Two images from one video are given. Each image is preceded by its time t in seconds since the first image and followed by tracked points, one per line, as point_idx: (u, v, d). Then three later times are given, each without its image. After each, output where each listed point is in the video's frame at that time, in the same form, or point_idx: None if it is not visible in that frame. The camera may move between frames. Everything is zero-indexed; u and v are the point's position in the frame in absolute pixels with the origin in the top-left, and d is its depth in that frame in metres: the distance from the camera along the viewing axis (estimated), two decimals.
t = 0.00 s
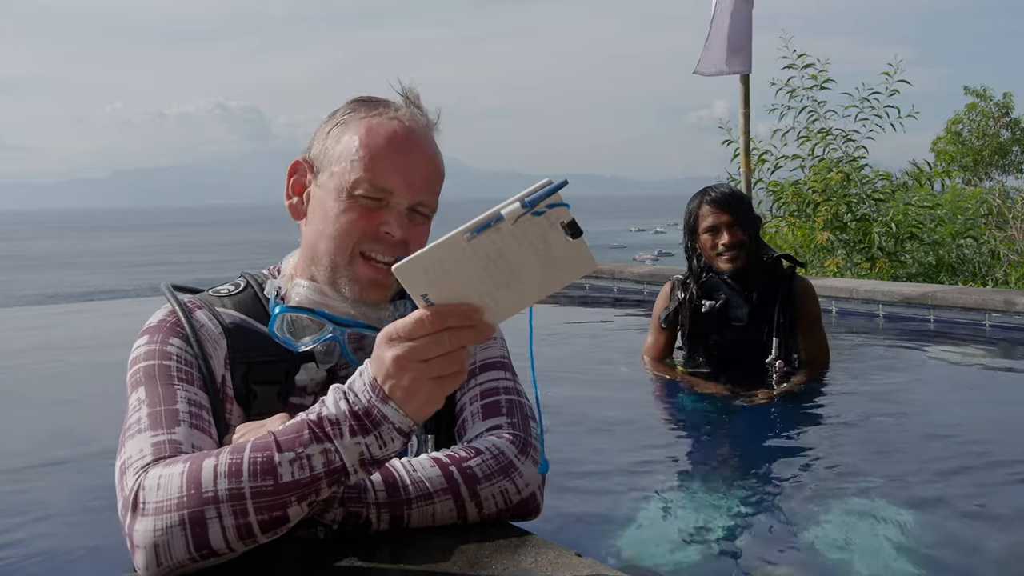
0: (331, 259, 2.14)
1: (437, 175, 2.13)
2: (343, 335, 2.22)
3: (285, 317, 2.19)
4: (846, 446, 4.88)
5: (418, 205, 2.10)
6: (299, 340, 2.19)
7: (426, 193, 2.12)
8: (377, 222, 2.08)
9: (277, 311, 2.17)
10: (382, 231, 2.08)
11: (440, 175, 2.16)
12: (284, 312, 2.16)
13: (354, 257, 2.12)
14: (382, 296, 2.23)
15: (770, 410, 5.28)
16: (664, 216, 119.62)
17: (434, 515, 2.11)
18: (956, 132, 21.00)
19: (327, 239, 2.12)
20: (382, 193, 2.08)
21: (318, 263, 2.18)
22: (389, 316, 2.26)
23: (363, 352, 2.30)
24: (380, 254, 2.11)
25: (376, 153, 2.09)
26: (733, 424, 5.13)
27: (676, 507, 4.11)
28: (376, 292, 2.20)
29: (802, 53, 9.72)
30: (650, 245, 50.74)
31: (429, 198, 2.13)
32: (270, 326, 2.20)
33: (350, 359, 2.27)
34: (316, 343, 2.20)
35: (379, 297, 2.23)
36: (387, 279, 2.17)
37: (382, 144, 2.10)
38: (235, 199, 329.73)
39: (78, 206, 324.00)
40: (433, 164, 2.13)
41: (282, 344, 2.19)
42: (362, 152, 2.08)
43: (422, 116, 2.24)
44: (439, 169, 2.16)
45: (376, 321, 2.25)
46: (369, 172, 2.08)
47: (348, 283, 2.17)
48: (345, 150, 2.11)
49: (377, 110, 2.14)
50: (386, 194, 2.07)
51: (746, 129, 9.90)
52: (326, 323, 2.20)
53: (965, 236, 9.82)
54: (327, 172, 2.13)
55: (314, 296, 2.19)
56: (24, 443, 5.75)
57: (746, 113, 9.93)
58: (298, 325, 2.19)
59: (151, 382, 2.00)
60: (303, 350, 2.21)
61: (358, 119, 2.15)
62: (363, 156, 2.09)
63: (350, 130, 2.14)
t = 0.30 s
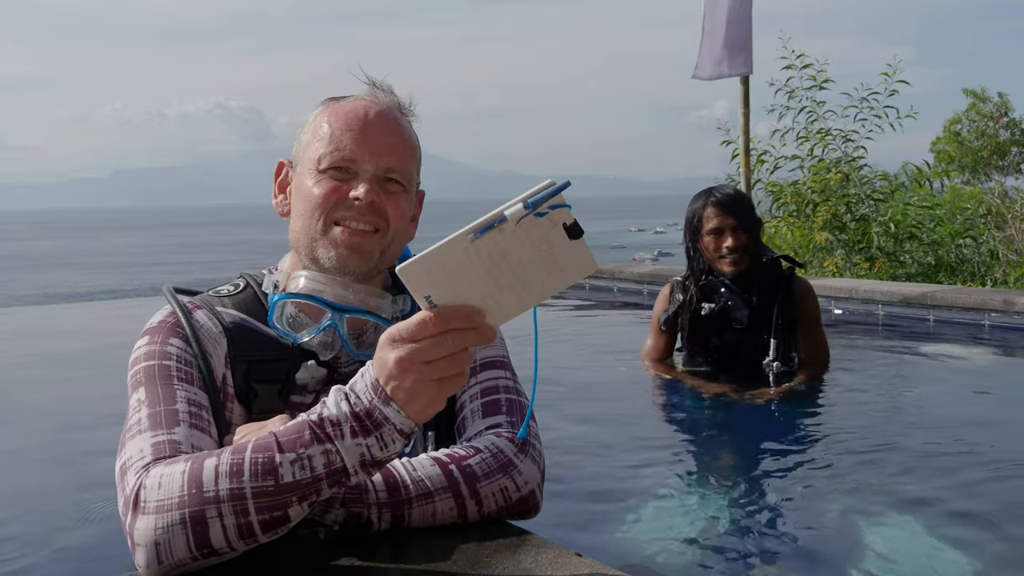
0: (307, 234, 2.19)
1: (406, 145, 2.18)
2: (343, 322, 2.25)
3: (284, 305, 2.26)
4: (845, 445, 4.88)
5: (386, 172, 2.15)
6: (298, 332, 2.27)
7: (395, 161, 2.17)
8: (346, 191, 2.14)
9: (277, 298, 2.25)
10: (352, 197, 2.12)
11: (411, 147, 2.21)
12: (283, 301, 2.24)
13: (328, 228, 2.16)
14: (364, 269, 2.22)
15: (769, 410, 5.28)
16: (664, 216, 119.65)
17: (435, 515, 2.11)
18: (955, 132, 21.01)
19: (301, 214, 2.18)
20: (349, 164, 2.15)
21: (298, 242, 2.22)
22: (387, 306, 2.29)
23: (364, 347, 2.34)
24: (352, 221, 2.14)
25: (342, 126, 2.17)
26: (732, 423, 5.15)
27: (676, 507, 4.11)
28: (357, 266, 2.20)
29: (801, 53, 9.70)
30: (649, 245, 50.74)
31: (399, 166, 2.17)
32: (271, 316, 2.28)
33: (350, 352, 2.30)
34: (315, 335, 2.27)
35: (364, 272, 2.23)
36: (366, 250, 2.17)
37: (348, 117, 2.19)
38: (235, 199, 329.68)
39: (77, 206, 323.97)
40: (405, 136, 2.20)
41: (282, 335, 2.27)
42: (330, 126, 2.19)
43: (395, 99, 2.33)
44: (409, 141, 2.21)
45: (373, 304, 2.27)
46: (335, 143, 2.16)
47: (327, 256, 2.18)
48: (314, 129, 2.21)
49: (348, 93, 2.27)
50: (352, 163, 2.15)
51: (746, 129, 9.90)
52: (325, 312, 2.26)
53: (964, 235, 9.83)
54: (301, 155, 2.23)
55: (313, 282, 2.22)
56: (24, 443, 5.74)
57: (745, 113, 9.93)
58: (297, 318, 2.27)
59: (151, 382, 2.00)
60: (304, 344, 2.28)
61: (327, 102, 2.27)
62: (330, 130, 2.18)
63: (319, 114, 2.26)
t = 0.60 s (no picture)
0: (304, 235, 2.20)
1: (402, 144, 2.18)
2: (342, 321, 2.27)
3: (284, 304, 2.28)
4: (844, 445, 4.89)
5: (382, 171, 2.15)
6: (298, 332, 2.29)
7: (391, 161, 2.17)
8: (341, 192, 2.14)
9: (277, 298, 2.28)
10: (347, 198, 2.13)
11: (407, 146, 2.21)
12: (282, 300, 2.26)
13: (324, 228, 2.16)
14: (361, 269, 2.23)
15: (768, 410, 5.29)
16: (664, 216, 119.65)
17: (434, 515, 2.12)
18: (955, 133, 21.03)
19: (298, 215, 2.19)
20: (345, 164, 2.15)
21: (295, 243, 2.24)
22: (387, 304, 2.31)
23: (364, 346, 2.35)
24: (348, 221, 2.15)
25: (337, 127, 2.18)
26: (731, 423, 5.16)
27: (676, 507, 4.12)
28: (353, 266, 2.20)
29: (801, 53, 9.71)
30: (649, 245, 50.74)
31: (394, 165, 2.17)
32: (270, 316, 2.30)
33: (350, 351, 2.31)
34: (314, 334, 2.29)
35: (361, 272, 2.24)
36: (362, 249, 2.18)
37: (344, 117, 2.19)
38: (235, 199, 329.71)
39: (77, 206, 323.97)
40: (401, 134, 2.20)
41: (281, 335, 2.28)
42: (325, 126, 2.19)
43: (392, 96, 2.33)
44: (405, 140, 2.21)
45: (373, 304, 2.29)
46: (330, 144, 2.16)
47: (324, 256, 2.19)
48: (309, 130, 2.22)
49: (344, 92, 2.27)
50: (347, 164, 2.15)
51: (746, 129, 9.92)
52: (324, 311, 2.27)
53: (964, 235, 9.83)
54: (297, 155, 2.23)
55: (312, 281, 2.24)
56: (25, 443, 5.75)
57: (745, 113, 9.95)
58: (297, 317, 2.29)
59: (151, 383, 2.01)
60: (304, 342, 2.29)
61: (324, 101, 2.27)
62: (325, 130, 2.18)
63: (315, 114, 2.26)
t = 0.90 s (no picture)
0: (307, 237, 2.20)
1: (410, 150, 2.19)
2: (342, 323, 2.27)
3: (283, 306, 2.29)
4: (844, 446, 4.90)
5: (389, 176, 2.16)
6: (298, 333, 2.30)
7: (398, 166, 2.18)
8: (347, 196, 2.15)
9: (277, 300, 2.29)
10: (353, 203, 2.14)
11: (415, 152, 2.22)
12: (282, 302, 2.28)
13: (327, 231, 2.17)
14: (362, 274, 2.23)
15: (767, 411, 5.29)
16: (663, 217, 119.68)
17: (434, 514, 2.13)
18: (955, 133, 21.04)
19: (303, 217, 2.19)
20: (352, 168, 2.16)
21: (299, 245, 2.24)
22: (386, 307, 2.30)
23: (364, 348, 2.35)
24: (352, 226, 2.15)
25: (346, 130, 2.18)
26: (731, 425, 5.17)
27: (676, 508, 4.12)
28: (355, 270, 2.21)
29: (800, 54, 9.81)
30: (649, 246, 50.76)
31: (401, 171, 2.18)
32: (270, 317, 2.32)
33: (351, 352, 2.31)
34: (314, 336, 2.30)
35: (363, 276, 2.25)
36: (364, 254, 2.18)
37: (353, 120, 2.19)
38: (235, 199, 329.73)
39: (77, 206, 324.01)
40: (410, 141, 2.21)
41: (281, 336, 2.30)
42: (334, 129, 2.20)
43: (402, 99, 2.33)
44: (413, 145, 2.21)
45: (372, 306, 2.29)
46: (339, 148, 2.17)
47: (326, 260, 2.19)
48: (318, 133, 2.22)
49: (354, 95, 2.27)
50: (354, 168, 2.16)
51: (746, 129, 9.93)
52: (324, 314, 2.28)
53: (964, 235, 9.84)
54: (304, 156, 2.24)
55: (312, 282, 2.24)
56: (26, 443, 5.76)
57: (745, 113, 9.96)
58: (297, 319, 2.30)
59: (152, 382, 2.01)
60: (304, 344, 2.30)
61: (333, 103, 2.27)
62: (334, 133, 2.19)
63: (324, 116, 2.26)
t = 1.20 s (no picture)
0: (311, 238, 2.21)
1: (410, 146, 2.21)
2: (348, 323, 2.25)
3: (290, 305, 2.24)
4: (844, 446, 4.90)
5: (390, 173, 2.17)
6: (304, 333, 2.27)
7: (399, 163, 2.19)
8: (349, 194, 2.16)
9: (283, 299, 2.24)
10: (356, 201, 2.15)
11: (415, 148, 2.23)
12: (289, 301, 2.23)
13: (331, 231, 2.18)
14: (369, 273, 2.24)
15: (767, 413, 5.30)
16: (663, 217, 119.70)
17: (434, 514, 2.13)
18: (955, 133, 21.05)
19: (306, 217, 2.20)
20: (353, 167, 2.17)
21: (303, 246, 2.25)
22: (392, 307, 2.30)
23: (370, 348, 2.36)
24: (355, 224, 2.16)
25: (346, 130, 2.19)
26: (731, 428, 5.17)
27: (677, 509, 4.13)
28: (362, 269, 2.21)
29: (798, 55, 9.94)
30: (649, 246, 50.76)
31: (402, 168, 2.19)
32: (276, 317, 2.27)
33: (357, 352, 2.30)
34: (321, 335, 2.27)
35: (369, 275, 2.25)
36: (370, 252, 2.19)
37: (352, 119, 2.21)
38: (234, 199, 329.76)
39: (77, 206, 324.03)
40: (410, 138, 2.22)
41: (288, 335, 2.26)
42: (334, 128, 2.21)
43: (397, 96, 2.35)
44: (412, 142, 2.23)
45: (379, 307, 2.28)
46: (340, 147, 2.18)
47: (332, 260, 2.20)
48: (317, 133, 2.23)
49: (350, 95, 2.28)
50: (355, 166, 2.17)
51: (746, 129, 9.94)
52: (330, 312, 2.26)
53: (963, 235, 9.84)
54: (304, 157, 2.24)
55: (319, 282, 2.23)
56: (27, 444, 5.76)
57: (745, 114, 9.96)
58: (303, 318, 2.26)
59: (156, 381, 2.02)
60: (309, 344, 2.27)
61: (331, 103, 2.28)
62: (334, 132, 2.19)
63: (323, 116, 2.27)
